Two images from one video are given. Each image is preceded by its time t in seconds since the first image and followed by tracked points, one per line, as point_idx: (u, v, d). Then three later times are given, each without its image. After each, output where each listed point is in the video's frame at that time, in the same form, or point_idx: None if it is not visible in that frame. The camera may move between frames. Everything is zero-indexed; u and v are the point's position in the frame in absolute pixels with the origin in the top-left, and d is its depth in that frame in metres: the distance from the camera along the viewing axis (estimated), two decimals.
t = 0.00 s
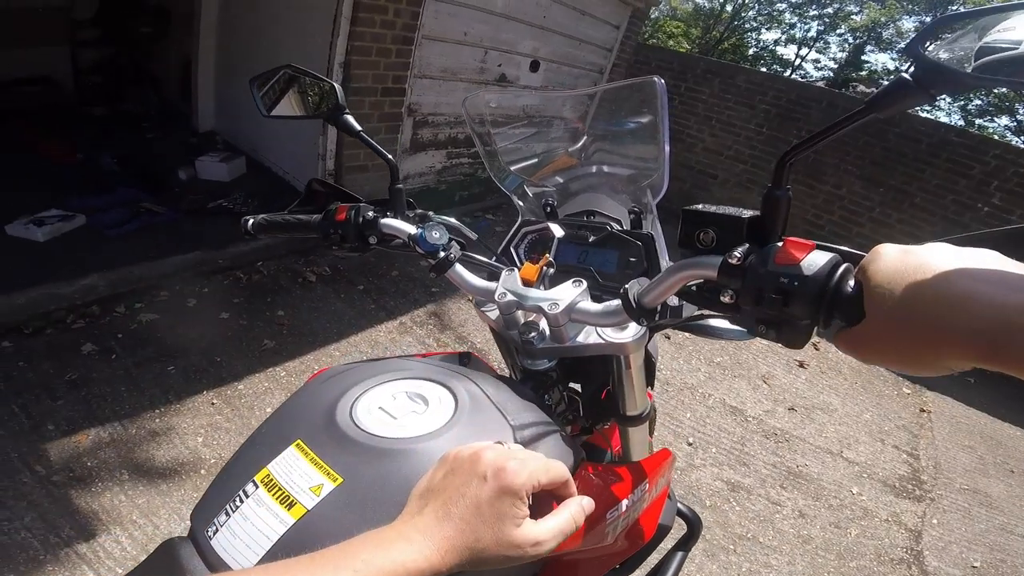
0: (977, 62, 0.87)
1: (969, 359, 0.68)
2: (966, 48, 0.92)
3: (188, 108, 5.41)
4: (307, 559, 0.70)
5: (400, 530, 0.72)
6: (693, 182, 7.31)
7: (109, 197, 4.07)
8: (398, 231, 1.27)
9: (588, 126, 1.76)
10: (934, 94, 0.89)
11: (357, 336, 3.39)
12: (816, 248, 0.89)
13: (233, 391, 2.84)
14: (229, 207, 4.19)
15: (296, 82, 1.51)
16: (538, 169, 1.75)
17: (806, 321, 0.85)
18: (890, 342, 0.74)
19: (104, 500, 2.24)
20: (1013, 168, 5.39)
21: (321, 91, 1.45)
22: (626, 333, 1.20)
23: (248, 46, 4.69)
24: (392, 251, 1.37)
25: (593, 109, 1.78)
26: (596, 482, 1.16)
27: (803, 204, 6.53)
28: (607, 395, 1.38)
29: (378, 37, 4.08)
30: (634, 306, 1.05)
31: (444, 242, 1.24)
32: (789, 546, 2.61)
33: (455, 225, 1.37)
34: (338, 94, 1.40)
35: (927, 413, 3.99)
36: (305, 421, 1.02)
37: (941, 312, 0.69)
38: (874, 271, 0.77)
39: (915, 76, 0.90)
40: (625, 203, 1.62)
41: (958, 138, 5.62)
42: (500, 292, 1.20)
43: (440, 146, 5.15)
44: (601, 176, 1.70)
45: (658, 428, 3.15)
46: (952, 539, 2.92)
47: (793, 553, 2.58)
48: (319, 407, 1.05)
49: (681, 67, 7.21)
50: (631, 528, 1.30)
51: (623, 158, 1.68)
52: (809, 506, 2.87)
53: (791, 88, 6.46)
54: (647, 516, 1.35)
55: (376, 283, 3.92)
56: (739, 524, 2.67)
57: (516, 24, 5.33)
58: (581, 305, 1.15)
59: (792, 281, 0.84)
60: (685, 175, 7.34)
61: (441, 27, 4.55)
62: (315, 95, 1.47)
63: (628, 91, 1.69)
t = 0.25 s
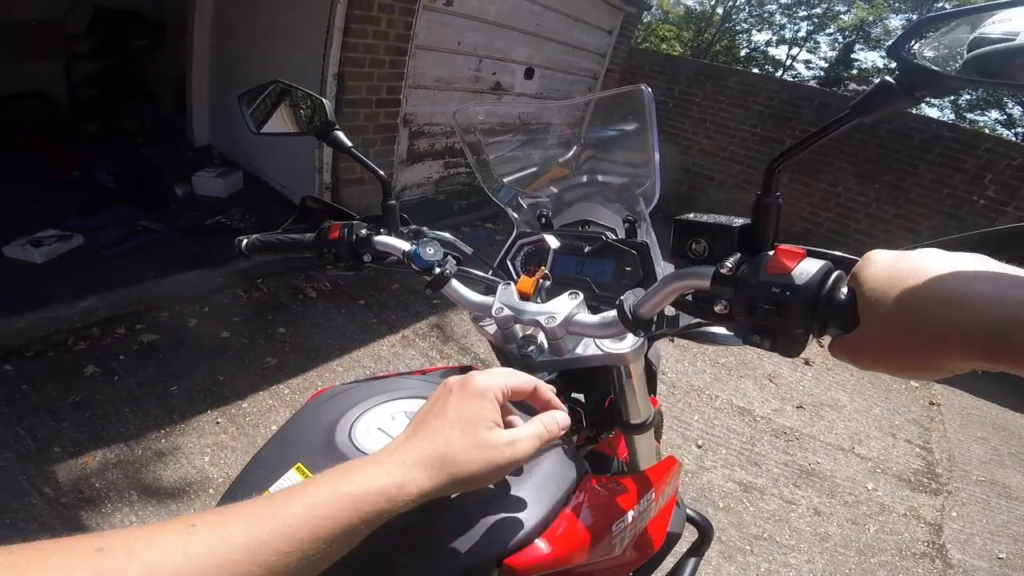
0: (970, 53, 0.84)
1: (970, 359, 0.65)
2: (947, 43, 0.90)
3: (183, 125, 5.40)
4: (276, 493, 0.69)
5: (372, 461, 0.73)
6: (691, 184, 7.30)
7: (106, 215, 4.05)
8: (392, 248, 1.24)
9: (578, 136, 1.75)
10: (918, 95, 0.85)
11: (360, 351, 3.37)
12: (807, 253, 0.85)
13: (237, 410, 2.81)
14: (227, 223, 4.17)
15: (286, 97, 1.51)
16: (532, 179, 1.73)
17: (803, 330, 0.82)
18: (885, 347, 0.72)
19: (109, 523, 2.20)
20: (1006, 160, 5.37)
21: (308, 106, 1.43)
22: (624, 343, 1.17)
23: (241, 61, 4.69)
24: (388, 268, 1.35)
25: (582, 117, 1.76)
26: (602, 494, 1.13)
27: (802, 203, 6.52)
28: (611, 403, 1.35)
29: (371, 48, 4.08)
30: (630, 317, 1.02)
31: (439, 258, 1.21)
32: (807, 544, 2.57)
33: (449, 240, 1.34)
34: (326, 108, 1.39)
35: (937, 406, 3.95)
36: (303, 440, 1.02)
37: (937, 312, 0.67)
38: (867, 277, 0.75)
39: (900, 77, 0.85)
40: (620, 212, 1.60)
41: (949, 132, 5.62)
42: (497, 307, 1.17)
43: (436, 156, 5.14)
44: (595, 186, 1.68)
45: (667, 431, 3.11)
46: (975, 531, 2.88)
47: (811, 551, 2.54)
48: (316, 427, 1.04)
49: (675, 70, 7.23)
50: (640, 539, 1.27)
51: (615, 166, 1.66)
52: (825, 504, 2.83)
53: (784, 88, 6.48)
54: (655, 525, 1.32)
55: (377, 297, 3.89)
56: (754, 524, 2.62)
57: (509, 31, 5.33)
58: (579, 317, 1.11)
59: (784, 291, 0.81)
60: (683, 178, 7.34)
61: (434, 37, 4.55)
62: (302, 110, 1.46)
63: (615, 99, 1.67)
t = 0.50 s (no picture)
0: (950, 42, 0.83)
1: (972, 367, 0.64)
2: (928, 35, 0.89)
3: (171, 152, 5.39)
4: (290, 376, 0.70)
5: (385, 334, 0.76)
6: (680, 186, 7.33)
7: (97, 244, 4.01)
8: (383, 272, 1.23)
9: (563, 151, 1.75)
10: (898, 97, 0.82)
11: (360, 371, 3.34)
12: (801, 264, 0.86)
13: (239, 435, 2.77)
14: (220, 247, 4.14)
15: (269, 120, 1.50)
16: (522, 196, 1.71)
17: (804, 339, 0.82)
18: (882, 358, 0.71)
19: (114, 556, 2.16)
20: (989, 149, 5.42)
21: (292, 130, 1.42)
22: (622, 357, 1.15)
23: (227, 85, 4.69)
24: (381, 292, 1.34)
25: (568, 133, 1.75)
26: (612, 508, 1.11)
27: (792, 200, 6.56)
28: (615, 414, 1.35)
29: (356, 67, 4.09)
30: (627, 332, 1.01)
31: (431, 281, 1.19)
32: (826, 543, 2.55)
33: (442, 261, 1.31)
34: (310, 132, 1.38)
35: (943, 398, 3.95)
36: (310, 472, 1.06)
37: (933, 321, 0.66)
38: (862, 286, 0.74)
39: (878, 77, 0.83)
40: (612, 224, 1.58)
41: (931, 125, 5.68)
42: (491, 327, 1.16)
43: (427, 172, 5.14)
44: (585, 199, 1.66)
45: (674, 436, 3.09)
46: (997, 522, 2.85)
47: (831, 549, 2.52)
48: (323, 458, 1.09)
49: (658, 73, 7.27)
50: (652, 551, 1.25)
51: (604, 179, 1.65)
52: (840, 501, 2.81)
53: (767, 88, 6.53)
54: (668, 537, 1.30)
55: (375, 317, 3.86)
56: (770, 525, 2.60)
57: (494, 45, 5.37)
58: (575, 333, 1.10)
59: (780, 303, 0.81)
60: (673, 181, 7.36)
61: (418, 52, 4.56)
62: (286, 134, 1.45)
63: (597, 113, 1.67)
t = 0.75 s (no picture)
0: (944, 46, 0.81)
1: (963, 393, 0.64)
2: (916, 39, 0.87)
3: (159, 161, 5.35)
4: (394, 322, 0.77)
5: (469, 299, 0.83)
6: (670, 197, 7.37)
7: (81, 253, 3.96)
8: (365, 287, 1.21)
9: (548, 164, 1.75)
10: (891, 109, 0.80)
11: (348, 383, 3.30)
12: (790, 282, 0.85)
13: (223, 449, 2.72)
14: (206, 257, 4.10)
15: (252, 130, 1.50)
16: (510, 209, 1.69)
17: (793, 360, 0.81)
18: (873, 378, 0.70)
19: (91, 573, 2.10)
20: (974, 160, 5.53)
21: (274, 141, 1.42)
22: (610, 374, 1.16)
23: (216, 94, 4.67)
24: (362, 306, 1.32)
25: (552, 144, 1.77)
26: (598, 527, 1.11)
27: (781, 211, 6.61)
28: (603, 430, 1.34)
29: (346, 75, 4.09)
30: (612, 352, 1.04)
31: (414, 296, 1.17)
32: (817, 553, 2.54)
33: (426, 275, 1.29)
34: (291, 142, 1.37)
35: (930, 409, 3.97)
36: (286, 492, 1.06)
37: (927, 345, 0.65)
38: (852, 305, 0.73)
39: (872, 88, 0.81)
40: (599, 238, 1.59)
41: (917, 136, 5.76)
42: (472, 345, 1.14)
43: (417, 182, 5.13)
44: (573, 213, 1.66)
45: (665, 448, 3.09)
46: (985, 531, 2.86)
47: (822, 561, 2.51)
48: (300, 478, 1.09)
49: (648, 84, 7.34)
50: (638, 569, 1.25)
51: (592, 193, 1.67)
52: (830, 512, 2.80)
53: (756, 100, 6.62)
54: (654, 556, 1.30)
55: (363, 328, 3.82)
56: (760, 536, 2.59)
57: (486, 54, 5.40)
58: (563, 350, 1.14)
59: (769, 324, 0.81)
60: (663, 191, 7.41)
61: (409, 61, 4.57)
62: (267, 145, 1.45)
63: (583, 125, 1.71)
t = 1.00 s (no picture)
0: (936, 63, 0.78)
1: (950, 404, 0.63)
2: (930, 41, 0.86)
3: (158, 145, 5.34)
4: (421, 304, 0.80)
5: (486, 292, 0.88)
6: (667, 208, 7.39)
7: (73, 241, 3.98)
8: (351, 275, 1.22)
9: (543, 159, 1.73)
10: (899, 114, 0.81)
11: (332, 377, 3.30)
12: (781, 286, 0.85)
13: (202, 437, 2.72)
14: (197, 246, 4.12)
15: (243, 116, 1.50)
16: (503, 203, 1.67)
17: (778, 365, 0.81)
18: (864, 386, 0.70)
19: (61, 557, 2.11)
20: (979, 186, 5.53)
21: (265, 128, 1.43)
22: (594, 374, 1.14)
23: (216, 79, 4.67)
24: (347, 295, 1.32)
25: (550, 140, 1.76)
26: (572, 527, 1.10)
27: (778, 227, 6.63)
28: (585, 431, 1.34)
29: (346, 67, 4.09)
30: (596, 348, 1.04)
31: (401, 285, 1.18)
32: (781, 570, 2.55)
33: (413, 265, 1.30)
34: (283, 129, 1.38)
35: (908, 433, 3.99)
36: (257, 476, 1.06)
37: (918, 354, 0.64)
38: (847, 311, 0.73)
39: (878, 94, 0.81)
40: (591, 237, 1.56)
41: (926, 160, 5.77)
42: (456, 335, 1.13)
43: (413, 179, 5.14)
44: (567, 210, 1.63)
45: (643, 456, 3.10)
46: (943, 555, 2.88)
47: None
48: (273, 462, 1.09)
49: (652, 92, 7.35)
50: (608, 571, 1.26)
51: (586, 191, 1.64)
52: (797, 528, 2.81)
53: (759, 113, 6.63)
54: (624, 558, 1.31)
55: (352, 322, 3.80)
56: (728, 548, 2.60)
57: (489, 52, 5.39)
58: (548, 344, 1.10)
59: (757, 326, 0.80)
60: (661, 201, 7.43)
61: (411, 56, 4.58)
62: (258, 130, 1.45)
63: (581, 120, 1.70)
